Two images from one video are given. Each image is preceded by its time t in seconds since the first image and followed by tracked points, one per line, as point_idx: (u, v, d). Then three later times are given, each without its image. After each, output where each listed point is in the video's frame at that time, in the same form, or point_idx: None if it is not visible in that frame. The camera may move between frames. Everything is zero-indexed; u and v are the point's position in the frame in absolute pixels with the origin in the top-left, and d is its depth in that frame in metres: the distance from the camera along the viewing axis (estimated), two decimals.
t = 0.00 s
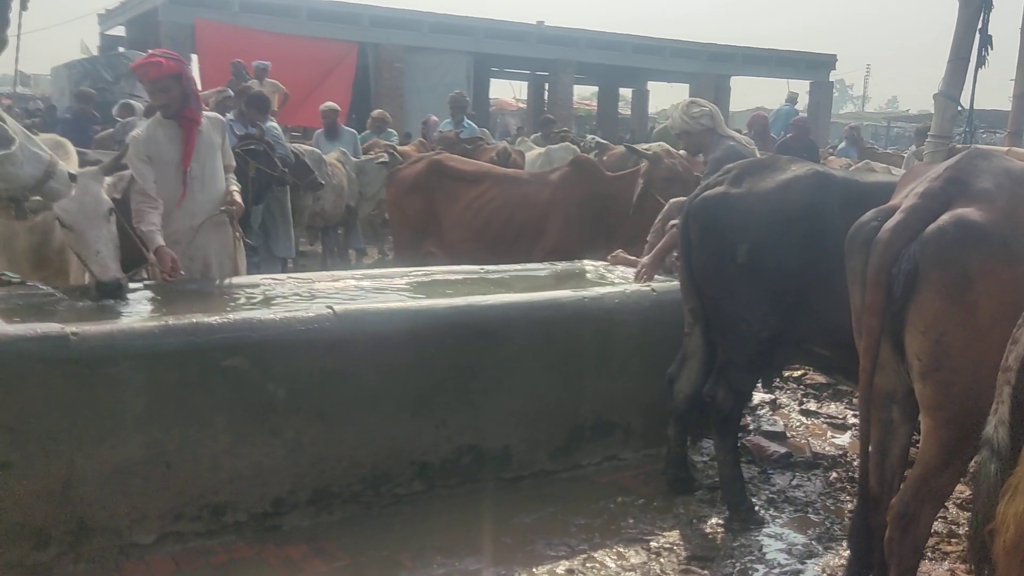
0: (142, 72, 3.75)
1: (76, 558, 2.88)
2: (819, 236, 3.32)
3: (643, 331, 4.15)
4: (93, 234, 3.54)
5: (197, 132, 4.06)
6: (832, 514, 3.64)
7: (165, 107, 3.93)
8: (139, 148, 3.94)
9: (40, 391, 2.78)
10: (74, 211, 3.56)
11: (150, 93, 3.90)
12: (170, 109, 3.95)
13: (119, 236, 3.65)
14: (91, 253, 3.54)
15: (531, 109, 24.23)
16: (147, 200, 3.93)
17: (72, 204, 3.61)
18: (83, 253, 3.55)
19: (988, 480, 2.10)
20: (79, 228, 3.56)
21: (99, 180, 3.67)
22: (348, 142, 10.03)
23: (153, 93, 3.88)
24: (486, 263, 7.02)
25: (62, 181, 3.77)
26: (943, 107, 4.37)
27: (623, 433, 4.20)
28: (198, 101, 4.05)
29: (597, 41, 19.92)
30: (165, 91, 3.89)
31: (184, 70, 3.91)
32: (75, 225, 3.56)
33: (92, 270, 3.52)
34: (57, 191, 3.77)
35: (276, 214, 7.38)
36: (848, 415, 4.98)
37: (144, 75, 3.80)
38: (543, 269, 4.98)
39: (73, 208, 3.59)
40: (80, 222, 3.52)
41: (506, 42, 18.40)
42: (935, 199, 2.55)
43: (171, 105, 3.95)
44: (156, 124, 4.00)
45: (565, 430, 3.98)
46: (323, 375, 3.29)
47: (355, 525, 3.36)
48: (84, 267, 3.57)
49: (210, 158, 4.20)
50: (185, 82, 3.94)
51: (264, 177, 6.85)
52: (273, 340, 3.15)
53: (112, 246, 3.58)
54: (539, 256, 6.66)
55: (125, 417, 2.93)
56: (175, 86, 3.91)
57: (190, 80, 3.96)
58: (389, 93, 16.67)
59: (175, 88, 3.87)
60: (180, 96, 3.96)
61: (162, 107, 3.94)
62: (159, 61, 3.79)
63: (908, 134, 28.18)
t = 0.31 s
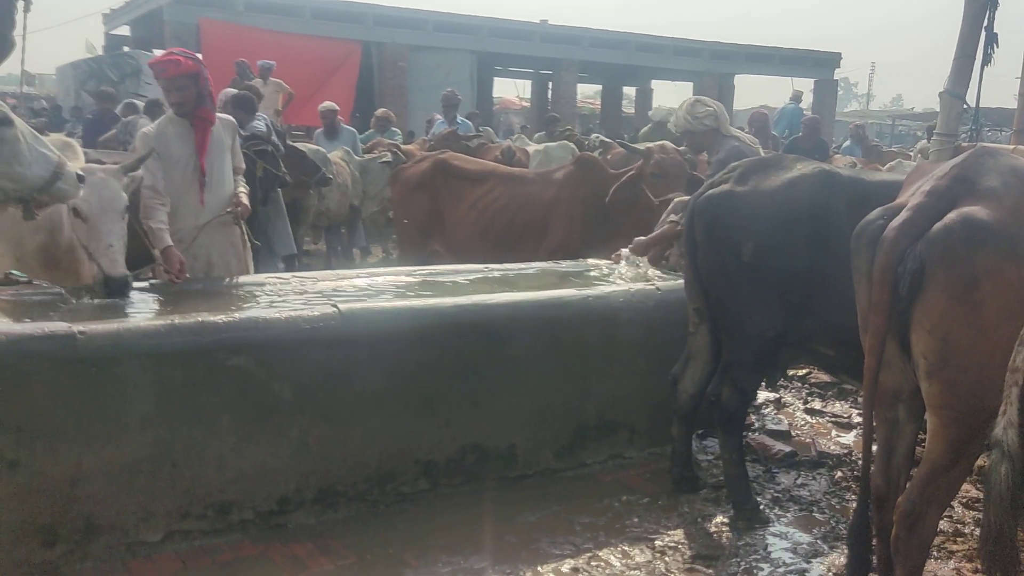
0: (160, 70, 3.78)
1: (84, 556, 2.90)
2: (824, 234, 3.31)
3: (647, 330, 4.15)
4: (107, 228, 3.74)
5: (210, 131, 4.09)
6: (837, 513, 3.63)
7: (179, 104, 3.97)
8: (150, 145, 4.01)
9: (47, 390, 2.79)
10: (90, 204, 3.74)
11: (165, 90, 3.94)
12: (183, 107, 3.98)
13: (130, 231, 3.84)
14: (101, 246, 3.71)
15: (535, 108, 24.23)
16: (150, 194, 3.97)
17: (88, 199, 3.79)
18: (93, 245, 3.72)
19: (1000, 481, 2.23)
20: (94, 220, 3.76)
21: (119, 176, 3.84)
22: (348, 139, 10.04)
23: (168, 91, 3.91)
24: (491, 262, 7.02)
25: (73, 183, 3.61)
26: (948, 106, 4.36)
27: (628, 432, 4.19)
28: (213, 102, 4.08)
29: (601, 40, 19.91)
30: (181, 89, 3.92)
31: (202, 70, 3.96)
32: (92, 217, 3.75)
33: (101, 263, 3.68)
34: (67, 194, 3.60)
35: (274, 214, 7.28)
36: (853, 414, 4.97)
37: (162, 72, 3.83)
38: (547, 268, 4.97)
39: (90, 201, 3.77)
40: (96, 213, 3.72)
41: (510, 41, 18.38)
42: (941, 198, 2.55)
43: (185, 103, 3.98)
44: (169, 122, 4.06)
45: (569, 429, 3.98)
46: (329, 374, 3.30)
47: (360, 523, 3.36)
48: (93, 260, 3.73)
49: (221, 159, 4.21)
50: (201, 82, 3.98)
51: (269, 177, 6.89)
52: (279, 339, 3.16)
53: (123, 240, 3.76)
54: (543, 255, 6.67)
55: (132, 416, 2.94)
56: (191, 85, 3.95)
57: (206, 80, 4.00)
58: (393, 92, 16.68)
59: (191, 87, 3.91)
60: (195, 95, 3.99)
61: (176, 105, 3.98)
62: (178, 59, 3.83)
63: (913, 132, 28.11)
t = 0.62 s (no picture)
0: (173, 66, 3.76)
1: (87, 555, 2.90)
2: (827, 234, 3.31)
3: (651, 330, 4.15)
4: (118, 229, 3.66)
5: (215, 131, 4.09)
6: (841, 513, 3.63)
7: (188, 102, 3.95)
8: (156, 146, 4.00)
9: (52, 390, 2.79)
10: (103, 204, 3.66)
11: (174, 88, 3.91)
12: (191, 105, 3.96)
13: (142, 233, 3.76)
14: (113, 248, 3.63)
15: (538, 108, 24.22)
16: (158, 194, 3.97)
17: (100, 197, 3.70)
18: (104, 247, 3.64)
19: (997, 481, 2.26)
20: (105, 222, 3.67)
21: (130, 179, 3.79)
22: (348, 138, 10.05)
23: (179, 88, 3.89)
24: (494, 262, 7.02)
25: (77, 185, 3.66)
26: (952, 105, 4.36)
27: (631, 431, 4.19)
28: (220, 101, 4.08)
29: (604, 40, 19.91)
30: (191, 87, 3.91)
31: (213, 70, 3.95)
32: (103, 217, 3.66)
33: (112, 265, 3.61)
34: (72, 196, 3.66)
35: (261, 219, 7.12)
36: (857, 414, 4.97)
37: (175, 69, 3.82)
38: (550, 268, 4.98)
39: (103, 201, 3.69)
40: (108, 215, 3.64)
41: (513, 41, 18.38)
42: (945, 198, 2.54)
43: (194, 101, 3.97)
44: (175, 122, 4.04)
45: (572, 428, 3.98)
46: (332, 373, 3.30)
47: (363, 523, 3.37)
48: (103, 262, 3.65)
49: (224, 160, 4.23)
50: (211, 81, 3.97)
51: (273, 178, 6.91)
52: (283, 339, 3.16)
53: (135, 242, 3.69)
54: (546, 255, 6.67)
55: (136, 416, 2.94)
56: (201, 84, 3.94)
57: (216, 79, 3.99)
58: (396, 92, 16.69)
59: (203, 85, 3.90)
60: (204, 94, 3.99)
61: (184, 103, 3.96)
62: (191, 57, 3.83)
63: (917, 131, 28.05)
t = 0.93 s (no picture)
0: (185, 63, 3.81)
1: (91, 556, 2.91)
2: (830, 234, 3.30)
3: (653, 330, 4.14)
4: (125, 233, 3.63)
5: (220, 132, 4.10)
6: (844, 514, 3.63)
7: (195, 102, 3.98)
8: (160, 148, 4.00)
9: (55, 392, 2.80)
10: (111, 208, 3.62)
11: (183, 88, 3.94)
12: (198, 105, 3.99)
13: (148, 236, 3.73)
14: (120, 250, 3.61)
15: (541, 108, 24.21)
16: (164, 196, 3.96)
17: (106, 199, 3.65)
18: (110, 249, 3.62)
19: (999, 482, 2.26)
20: (112, 224, 3.63)
21: (136, 181, 3.72)
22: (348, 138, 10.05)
23: (187, 87, 3.93)
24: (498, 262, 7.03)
25: (81, 188, 3.65)
26: (955, 106, 4.36)
27: (634, 432, 4.19)
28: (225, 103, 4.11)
29: (607, 40, 19.90)
30: (199, 87, 3.95)
31: (219, 71, 4.00)
32: (111, 220, 3.63)
33: (118, 267, 3.60)
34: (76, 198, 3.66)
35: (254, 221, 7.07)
36: (860, 415, 4.96)
37: (185, 67, 3.88)
38: (553, 269, 4.98)
39: (109, 203, 3.64)
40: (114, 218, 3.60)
41: (516, 42, 18.38)
42: (948, 198, 2.54)
43: (201, 101, 4.00)
44: (180, 123, 4.06)
45: (575, 429, 3.98)
46: (334, 374, 3.30)
47: (366, 524, 3.37)
48: (109, 263, 3.64)
49: (228, 161, 4.24)
50: (218, 82, 4.02)
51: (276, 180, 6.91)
52: (286, 339, 3.17)
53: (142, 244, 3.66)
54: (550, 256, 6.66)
55: (139, 416, 2.95)
56: (209, 84, 3.98)
57: (223, 80, 4.03)
58: (399, 93, 16.70)
59: (211, 85, 3.94)
60: (211, 95, 4.02)
61: (190, 104, 3.98)
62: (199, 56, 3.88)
63: (920, 131, 28.01)
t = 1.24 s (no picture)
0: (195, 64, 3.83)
1: (98, 555, 2.93)
2: (836, 235, 3.30)
3: (658, 331, 4.14)
4: (134, 234, 3.63)
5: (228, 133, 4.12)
6: (850, 515, 3.62)
7: (204, 103, 3.99)
8: (168, 149, 4.01)
9: (61, 392, 2.81)
10: (120, 210, 3.62)
11: (192, 89, 3.95)
12: (206, 106, 4.00)
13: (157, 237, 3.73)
14: (129, 252, 3.61)
15: (547, 108, 24.21)
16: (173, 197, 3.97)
17: (116, 201, 3.65)
18: (120, 250, 3.62)
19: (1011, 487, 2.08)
20: (121, 225, 3.63)
21: (145, 183, 3.73)
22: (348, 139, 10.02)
23: (196, 88, 3.94)
24: (504, 262, 7.03)
25: (88, 189, 3.68)
26: (962, 106, 4.36)
27: (640, 432, 4.20)
28: (233, 104, 4.12)
29: (613, 41, 19.89)
30: (209, 87, 3.96)
31: (228, 72, 4.01)
32: (121, 222, 3.62)
33: (129, 269, 3.58)
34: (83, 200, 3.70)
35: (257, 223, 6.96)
36: (866, 415, 4.95)
37: (194, 68, 3.89)
38: (559, 269, 4.98)
39: (118, 203, 3.64)
40: (123, 220, 3.60)
41: (522, 42, 18.39)
42: (955, 199, 2.53)
43: (210, 102, 4.01)
44: (187, 125, 4.07)
45: (580, 429, 3.98)
46: (340, 374, 3.31)
47: (372, 523, 3.38)
48: (117, 264, 3.64)
49: (236, 162, 4.27)
50: (227, 83, 4.03)
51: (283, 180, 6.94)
52: (292, 339, 3.18)
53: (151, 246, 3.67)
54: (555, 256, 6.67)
55: (146, 416, 2.97)
56: (217, 85, 3.99)
57: (232, 81, 4.04)
58: (405, 93, 16.73)
59: (220, 86, 3.96)
60: (219, 96, 4.03)
61: (198, 105, 3.99)
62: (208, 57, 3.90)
63: (927, 132, 27.92)
